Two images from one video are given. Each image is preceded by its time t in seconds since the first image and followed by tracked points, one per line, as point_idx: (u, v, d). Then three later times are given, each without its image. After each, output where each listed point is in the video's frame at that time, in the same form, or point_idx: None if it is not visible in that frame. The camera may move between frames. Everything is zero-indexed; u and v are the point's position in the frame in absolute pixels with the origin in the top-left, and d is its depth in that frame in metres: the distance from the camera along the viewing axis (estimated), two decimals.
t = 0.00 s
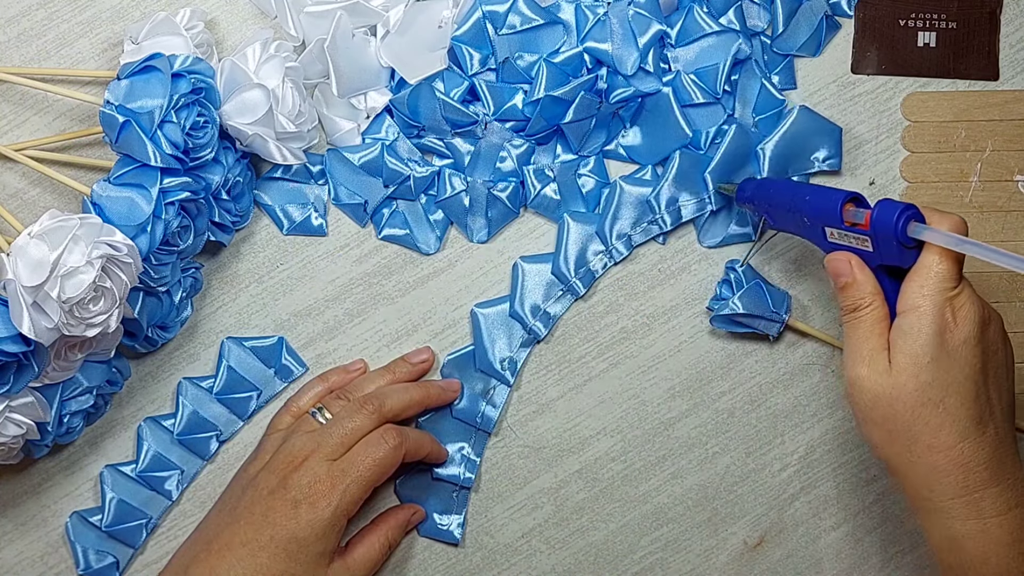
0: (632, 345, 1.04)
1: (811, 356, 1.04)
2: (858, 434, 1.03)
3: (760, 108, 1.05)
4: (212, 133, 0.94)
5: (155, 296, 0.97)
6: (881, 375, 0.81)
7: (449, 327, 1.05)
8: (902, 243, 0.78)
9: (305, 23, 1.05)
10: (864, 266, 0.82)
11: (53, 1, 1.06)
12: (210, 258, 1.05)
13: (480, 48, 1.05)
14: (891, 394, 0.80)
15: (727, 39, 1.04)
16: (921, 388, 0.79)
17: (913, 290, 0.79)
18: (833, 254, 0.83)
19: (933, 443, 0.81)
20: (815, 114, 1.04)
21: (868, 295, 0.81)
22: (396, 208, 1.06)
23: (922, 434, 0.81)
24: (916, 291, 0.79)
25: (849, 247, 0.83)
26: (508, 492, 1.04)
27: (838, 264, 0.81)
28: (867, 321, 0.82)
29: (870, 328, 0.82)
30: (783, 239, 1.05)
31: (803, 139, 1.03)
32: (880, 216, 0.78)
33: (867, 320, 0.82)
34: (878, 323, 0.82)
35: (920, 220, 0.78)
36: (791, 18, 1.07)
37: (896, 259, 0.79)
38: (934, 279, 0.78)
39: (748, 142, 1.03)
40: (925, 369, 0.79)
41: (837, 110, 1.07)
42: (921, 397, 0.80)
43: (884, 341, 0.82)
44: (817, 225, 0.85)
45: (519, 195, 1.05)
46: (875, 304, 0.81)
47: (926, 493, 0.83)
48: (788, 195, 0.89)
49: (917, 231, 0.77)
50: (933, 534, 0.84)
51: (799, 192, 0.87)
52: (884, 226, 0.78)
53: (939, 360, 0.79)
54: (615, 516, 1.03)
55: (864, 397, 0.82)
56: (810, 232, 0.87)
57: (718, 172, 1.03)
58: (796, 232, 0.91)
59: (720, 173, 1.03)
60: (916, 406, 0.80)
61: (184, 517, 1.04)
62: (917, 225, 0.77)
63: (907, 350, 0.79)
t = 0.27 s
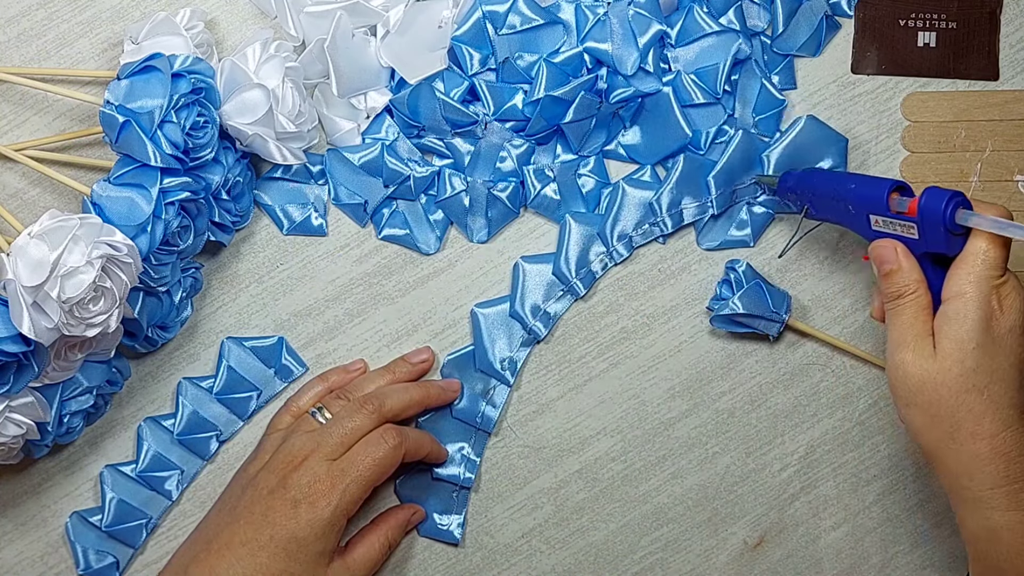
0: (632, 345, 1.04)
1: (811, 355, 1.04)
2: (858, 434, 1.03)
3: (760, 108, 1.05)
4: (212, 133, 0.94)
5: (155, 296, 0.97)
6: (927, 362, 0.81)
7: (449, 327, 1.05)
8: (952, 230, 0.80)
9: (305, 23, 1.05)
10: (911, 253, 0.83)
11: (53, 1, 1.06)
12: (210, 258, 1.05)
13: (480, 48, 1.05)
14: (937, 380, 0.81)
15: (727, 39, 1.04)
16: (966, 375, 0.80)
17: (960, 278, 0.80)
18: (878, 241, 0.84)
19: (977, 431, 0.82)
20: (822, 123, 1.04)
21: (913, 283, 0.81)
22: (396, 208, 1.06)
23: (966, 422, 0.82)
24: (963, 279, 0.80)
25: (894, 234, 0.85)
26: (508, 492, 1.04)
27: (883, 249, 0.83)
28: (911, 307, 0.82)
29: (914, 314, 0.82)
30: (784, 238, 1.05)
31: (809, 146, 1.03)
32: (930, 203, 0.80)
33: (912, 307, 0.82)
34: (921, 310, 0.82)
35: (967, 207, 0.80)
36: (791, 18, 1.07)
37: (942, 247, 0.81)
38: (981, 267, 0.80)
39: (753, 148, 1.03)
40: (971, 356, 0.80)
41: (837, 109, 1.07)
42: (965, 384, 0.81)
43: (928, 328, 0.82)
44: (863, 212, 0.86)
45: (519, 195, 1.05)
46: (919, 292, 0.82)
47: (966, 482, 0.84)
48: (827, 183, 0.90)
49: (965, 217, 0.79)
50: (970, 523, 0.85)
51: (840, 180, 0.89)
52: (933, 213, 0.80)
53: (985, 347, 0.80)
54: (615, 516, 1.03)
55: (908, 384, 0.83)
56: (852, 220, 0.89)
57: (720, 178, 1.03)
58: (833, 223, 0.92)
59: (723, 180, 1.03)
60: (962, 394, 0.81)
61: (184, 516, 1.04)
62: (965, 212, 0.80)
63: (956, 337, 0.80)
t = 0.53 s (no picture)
0: (632, 345, 1.04)
1: (811, 356, 1.04)
2: (858, 434, 1.03)
3: (760, 108, 1.05)
4: (212, 133, 0.94)
5: (155, 296, 0.97)
6: (956, 344, 0.82)
7: (449, 327, 1.05)
8: (990, 217, 0.83)
9: (305, 23, 1.05)
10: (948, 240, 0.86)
11: (53, 1, 1.06)
12: (210, 258, 1.05)
13: (480, 48, 1.05)
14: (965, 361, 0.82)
15: (727, 39, 1.04)
16: (995, 356, 0.81)
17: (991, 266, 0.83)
18: (913, 228, 0.86)
19: (1002, 414, 0.82)
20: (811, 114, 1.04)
21: (945, 269, 0.83)
22: (396, 208, 1.06)
23: (992, 405, 0.82)
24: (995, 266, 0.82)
25: (931, 222, 0.88)
26: (508, 492, 1.04)
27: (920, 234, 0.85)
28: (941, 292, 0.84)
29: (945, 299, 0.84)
30: (783, 239, 1.05)
31: (801, 140, 1.03)
32: (970, 191, 0.83)
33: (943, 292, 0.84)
34: (953, 296, 0.84)
35: (1005, 195, 0.83)
36: (790, 19, 1.07)
37: (980, 234, 0.84)
38: (1014, 256, 0.82)
39: (748, 145, 1.03)
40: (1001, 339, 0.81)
41: (837, 109, 1.07)
42: (993, 366, 0.81)
43: (958, 314, 0.83)
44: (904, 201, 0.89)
45: (519, 195, 1.05)
46: (952, 279, 0.83)
47: (988, 467, 0.83)
48: (865, 172, 0.93)
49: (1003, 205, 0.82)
50: (991, 511, 0.84)
51: (879, 168, 0.91)
52: (972, 200, 0.83)
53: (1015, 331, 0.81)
54: (615, 516, 1.03)
55: (937, 368, 0.84)
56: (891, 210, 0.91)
57: (719, 176, 1.03)
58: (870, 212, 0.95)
59: (724, 180, 1.03)
60: (989, 375, 0.81)
61: (184, 516, 1.04)
62: (1003, 199, 0.83)
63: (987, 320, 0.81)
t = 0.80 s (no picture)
0: (632, 345, 1.04)
1: (811, 356, 1.04)
2: (858, 434, 1.03)
3: (760, 108, 1.05)
4: (213, 133, 0.94)
5: (155, 296, 0.97)
6: (969, 322, 0.83)
7: (449, 327, 1.05)
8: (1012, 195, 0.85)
9: (305, 23, 1.05)
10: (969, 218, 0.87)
11: (53, 1, 1.06)
12: (211, 258, 1.05)
13: (480, 47, 1.05)
14: (977, 340, 0.83)
15: (727, 39, 1.04)
16: (1008, 336, 0.81)
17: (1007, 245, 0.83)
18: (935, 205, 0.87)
19: (1013, 395, 0.82)
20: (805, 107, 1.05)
21: (965, 248, 0.85)
22: (396, 208, 1.06)
23: (1004, 384, 0.82)
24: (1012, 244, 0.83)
25: (952, 199, 0.89)
26: (508, 492, 1.04)
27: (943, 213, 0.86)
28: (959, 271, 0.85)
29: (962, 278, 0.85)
30: (783, 239, 1.05)
31: (797, 134, 1.04)
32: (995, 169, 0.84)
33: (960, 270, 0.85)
34: (970, 274, 0.85)
35: None
36: (790, 19, 1.07)
37: (1002, 213, 0.85)
38: None
39: (747, 143, 1.03)
40: (1014, 320, 0.81)
41: (837, 110, 1.07)
42: (1006, 346, 0.82)
43: (974, 292, 0.85)
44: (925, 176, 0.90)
45: (519, 195, 1.05)
46: (970, 257, 0.85)
47: (996, 446, 0.83)
48: (888, 147, 0.93)
49: None
50: (998, 490, 0.83)
51: (901, 143, 0.92)
52: (994, 179, 0.85)
53: None
54: (615, 516, 1.03)
55: (949, 346, 0.85)
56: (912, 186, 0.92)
57: (716, 173, 1.03)
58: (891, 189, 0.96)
59: (723, 179, 1.03)
60: (1001, 354, 0.82)
61: (184, 516, 1.04)
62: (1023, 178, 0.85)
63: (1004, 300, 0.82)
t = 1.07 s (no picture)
0: (631, 345, 1.04)
1: (811, 355, 1.04)
2: (858, 434, 1.03)
3: (760, 108, 1.05)
4: (213, 133, 0.94)
5: (155, 296, 0.97)
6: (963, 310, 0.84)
7: (449, 327, 1.05)
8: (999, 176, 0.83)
9: (305, 23, 1.05)
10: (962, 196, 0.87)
11: (53, 1, 1.06)
12: (211, 258, 1.05)
13: (480, 48, 1.05)
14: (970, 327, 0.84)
15: (727, 39, 1.04)
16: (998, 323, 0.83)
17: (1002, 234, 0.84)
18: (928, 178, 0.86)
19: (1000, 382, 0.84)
20: (803, 104, 1.05)
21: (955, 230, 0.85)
22: (396, 208, 1.06)
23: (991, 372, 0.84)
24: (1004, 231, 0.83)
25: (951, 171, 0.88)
26: (508, 492, 1.04)
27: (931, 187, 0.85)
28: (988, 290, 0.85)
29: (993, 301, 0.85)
30: (783, 238, 1.05)
31: (796, 134, 1.03)
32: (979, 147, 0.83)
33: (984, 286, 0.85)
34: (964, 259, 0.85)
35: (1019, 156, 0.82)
36: (791, 18, 1.06)
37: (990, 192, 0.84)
38: None
39: (747, 142, 1.03)
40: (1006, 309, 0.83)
41: (837, 109, 1.07)
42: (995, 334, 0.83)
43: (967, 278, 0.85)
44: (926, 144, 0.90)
45: (519, 194, 1.05)
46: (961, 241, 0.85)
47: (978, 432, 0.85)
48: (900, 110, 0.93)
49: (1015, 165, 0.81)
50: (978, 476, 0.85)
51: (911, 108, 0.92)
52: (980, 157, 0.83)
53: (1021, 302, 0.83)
54: (615, 516, 1.03)
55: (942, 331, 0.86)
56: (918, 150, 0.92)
57: (714, 172, 1.02)
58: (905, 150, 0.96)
59: (723, 178, 1.03)
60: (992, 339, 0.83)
61: (184, 516, 1.04)
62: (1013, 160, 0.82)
63: None
